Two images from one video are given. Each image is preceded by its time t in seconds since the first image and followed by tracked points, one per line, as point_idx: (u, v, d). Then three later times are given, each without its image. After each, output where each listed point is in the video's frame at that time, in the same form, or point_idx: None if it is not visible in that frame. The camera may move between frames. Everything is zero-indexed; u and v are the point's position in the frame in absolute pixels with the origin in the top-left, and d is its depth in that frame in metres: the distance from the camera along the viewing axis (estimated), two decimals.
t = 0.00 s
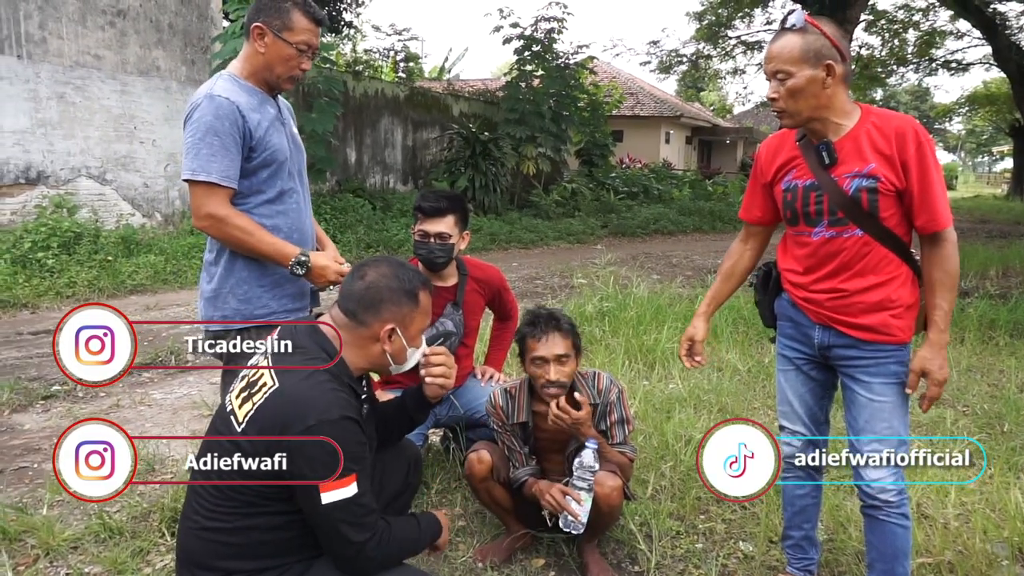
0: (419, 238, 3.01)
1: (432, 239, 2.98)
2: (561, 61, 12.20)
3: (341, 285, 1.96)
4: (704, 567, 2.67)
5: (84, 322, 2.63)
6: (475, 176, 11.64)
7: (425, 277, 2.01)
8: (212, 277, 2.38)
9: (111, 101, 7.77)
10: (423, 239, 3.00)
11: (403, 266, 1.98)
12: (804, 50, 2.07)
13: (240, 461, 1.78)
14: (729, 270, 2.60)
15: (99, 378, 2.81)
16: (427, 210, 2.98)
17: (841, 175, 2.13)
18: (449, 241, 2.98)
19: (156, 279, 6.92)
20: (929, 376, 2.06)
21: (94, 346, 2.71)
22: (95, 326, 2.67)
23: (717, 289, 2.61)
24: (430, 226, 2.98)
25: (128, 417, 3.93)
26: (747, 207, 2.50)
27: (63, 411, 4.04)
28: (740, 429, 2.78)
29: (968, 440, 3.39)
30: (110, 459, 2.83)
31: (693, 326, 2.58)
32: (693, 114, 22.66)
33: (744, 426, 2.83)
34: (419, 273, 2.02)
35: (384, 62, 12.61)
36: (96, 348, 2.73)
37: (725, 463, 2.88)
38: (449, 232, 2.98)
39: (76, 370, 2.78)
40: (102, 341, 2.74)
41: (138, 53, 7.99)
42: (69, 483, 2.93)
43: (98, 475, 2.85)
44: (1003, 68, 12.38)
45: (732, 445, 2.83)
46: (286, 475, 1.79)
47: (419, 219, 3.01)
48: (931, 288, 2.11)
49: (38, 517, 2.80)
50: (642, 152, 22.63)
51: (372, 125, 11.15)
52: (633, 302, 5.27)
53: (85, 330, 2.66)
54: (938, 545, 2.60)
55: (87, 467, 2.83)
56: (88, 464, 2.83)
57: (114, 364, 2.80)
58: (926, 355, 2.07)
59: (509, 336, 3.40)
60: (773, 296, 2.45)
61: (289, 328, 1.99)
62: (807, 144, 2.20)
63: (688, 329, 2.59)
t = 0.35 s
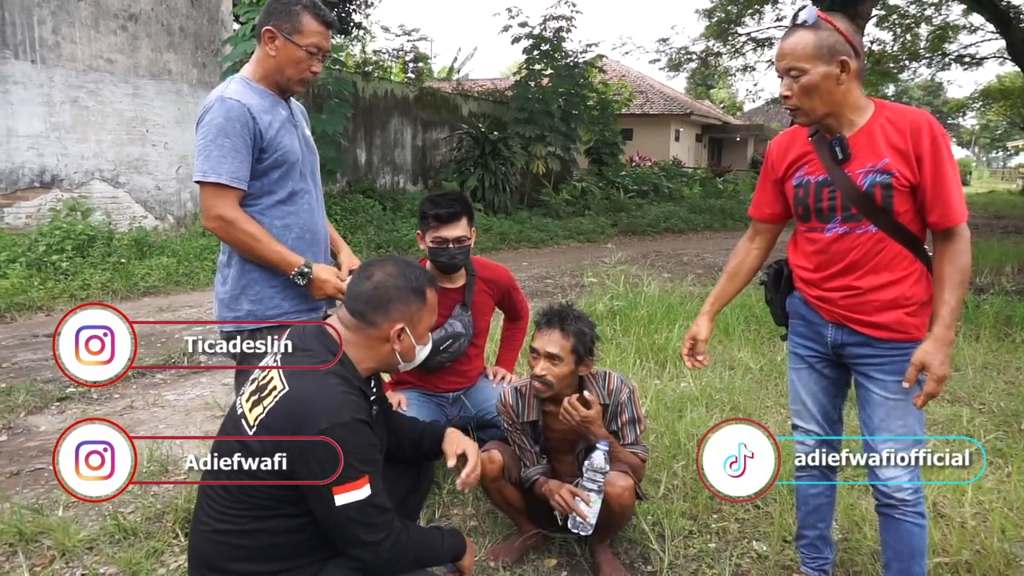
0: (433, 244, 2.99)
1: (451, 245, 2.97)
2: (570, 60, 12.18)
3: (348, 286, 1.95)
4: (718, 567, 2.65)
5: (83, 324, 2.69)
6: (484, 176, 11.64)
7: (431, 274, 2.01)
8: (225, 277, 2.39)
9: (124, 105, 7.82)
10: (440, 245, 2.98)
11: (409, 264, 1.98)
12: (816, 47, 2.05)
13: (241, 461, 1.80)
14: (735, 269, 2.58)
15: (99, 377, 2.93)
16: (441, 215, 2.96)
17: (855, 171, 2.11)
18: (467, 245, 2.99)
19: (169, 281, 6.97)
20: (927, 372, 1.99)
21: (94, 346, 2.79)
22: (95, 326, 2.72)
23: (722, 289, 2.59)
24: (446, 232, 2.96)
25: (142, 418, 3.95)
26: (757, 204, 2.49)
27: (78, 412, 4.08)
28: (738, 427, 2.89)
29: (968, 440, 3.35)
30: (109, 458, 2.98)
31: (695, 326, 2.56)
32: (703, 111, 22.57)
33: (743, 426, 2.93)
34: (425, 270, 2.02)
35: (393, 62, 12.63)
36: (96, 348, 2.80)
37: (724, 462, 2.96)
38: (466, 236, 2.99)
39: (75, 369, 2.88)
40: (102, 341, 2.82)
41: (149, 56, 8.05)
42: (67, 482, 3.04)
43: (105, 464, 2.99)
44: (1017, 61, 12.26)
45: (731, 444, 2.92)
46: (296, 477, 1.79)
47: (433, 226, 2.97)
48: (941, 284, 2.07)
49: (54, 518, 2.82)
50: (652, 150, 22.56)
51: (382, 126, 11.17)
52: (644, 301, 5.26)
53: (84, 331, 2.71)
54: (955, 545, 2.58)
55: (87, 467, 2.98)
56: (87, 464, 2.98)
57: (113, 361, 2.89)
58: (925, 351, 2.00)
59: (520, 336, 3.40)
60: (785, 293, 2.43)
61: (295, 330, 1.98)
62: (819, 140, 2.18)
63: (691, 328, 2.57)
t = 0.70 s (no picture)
0: (426, 239, 2.99)
1: (441, 240, 2.97)
2: (567, 56, 12.16)
3: (334, 273, 1.90)
4: (720, 560, 2.65)
5: (83, 324, 2.70)
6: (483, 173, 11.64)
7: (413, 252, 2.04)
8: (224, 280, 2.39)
9: (121, 108, 7.82)
10: (432, 240, 2.98)
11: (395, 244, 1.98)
12: (807, 44, 2.04)
13: (241, 461, 1.81)
14: (736, 265, 2.58)
15: (99, 376, 2.96)
16: (435, 211, 2.95)
17: (852, 163, 2.10)
18: (458, 242, 2.98)
19: (169, 283, 6.98)
20: (943, 364, 2.04)
21: (94, 346, 2.80)
22: (95, 325, 2.73)
23: (725, 285, 2.59)
24: (437, 226, 2.95)
25: (144, 420, 3.96)
26: (756, 199, 2.48)
27: (81, 415, 4.08)
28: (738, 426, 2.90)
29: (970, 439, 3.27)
30: (109, 458, 2.98)
31: (698, 324, 2.56)
32: (701, 106, 22.54)
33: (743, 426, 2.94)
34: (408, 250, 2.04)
35: (390, 61, 12.61)
36: (96, 348, 2.82)
37: (725, 462, 2.94)
38: (458, 232, 2.97)
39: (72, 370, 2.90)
40: (102, 340, 2.84)
41: (146, 58, 8.04)
42: (67, 483, 3.05)
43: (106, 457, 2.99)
44: (1015, 50, 12.23)
45: (732, 444, 2.91)
46: (299, 473, 1.79)
47: (426, 220, 2.97)
48: (943, 274, 2.07)
49: (58, 521, 2.82)
50: (651, 144, 22.54)
51: (380, 125, 11.16)
52: (644, 295, 5.25)
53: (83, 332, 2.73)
54: (959, 534, 2.58)
55: (87, 467, 2.98)
56: (88, 464, 2.98)
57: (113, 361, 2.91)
58: (940, 343, 2.05)
59: (520, 330, 3.40)
60: (785, 286, 2.43)
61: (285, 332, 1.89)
62: (817, 133, 2.17)
63: (695, 326, 2.57)
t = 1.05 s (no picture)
0: (417, 240, 2.98)
1: (433, 242, 2.96)
2: (561, 53, 12.16)
3: (311, 264, 1.90)
4: (718, 555, 2.66)
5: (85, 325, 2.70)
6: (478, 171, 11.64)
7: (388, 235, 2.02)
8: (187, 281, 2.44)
9: (114, 108, 7.78)
10: (422, 241, 2.97)
11: (368, 228, 1.96)
12: (796, 40, 2.04)
13: (241, 460, 1.80)
14: (731, 260, 2.58)
15: (99, 376, 2.95)
16: (424, 212, 2.93)
17: (844, 157, 2.11)
18: (450, 241, 2.97)
19: (164, 283, 6.97)
20: (928, 357, 2.02)
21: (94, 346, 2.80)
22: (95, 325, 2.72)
23: (720, 280, 2.59)
24: (427, 229, 2.95)
25: (140, 421, 3.95)
26: (750, 194, 2.49)
27: (76, 417, 4.07)
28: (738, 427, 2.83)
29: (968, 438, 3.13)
30: (109, 458, 2.95)
31: (692, 321, 2.56)
32: (696, 101, 22.54)
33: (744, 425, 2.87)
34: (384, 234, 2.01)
35: (384, 59, 12.58)
36: (96, 348, 2.81)
37: (724, 462, 2.89)
38: (448, 233, 2.96)
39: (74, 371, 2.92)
40: (102, 341, 2.83)
41: (139, 58, 8.01)
42: (67, 483, 3.04)
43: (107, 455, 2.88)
44: (1008, 43, 12.25)
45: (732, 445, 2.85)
46: (312, 460, 1.81)
47: (417, 222, 2.96)
48: (933, 267, 2.06)
49: (54, 522, 2.82)
50: (646, 141, 22.56)
51: (374, 123, 11.13)
52: (640, 292, 5.25)
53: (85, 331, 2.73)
54: (954, 526, 2.59)
55: (87, 468, 2.96)
56: (87, 464, 2.95)
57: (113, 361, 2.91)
58: (926, 337, 2.03)
59: (515, 327, 3.37)
60: (779, 280, 2.43)
61: (268, 321, 1.91)
62: (808, 128, 2.18)
63: (690, 321, 2.56)
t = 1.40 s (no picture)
0: (416, 246, 2.97)
1: (433, 246, 2.96)
2: (554, 55, 12.19)
3: (307, 269, 1.91)
4: (715, 555, 2.66)
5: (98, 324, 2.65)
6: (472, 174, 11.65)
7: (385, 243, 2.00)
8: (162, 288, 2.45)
9: (107, 114, 7.77)
10: (422, 246, 2.97)
11: (365, 236, 1.95)
12: (804, 31, 2.04)
13: (236, 466, 1.80)
14: (727, 261, 2.58)
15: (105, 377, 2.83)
16: (424, 218, 2.92)
17: (835, 154, 2.12)
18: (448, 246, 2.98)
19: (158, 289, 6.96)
20: (915, 356, 2.02)
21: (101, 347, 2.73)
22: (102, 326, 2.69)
23: (718, 283, 2.58)
24: (427, 234, 2.94)
25: (135, 428, 3.94)
26: (743, 195, 2.49)
27: (70, 425, 4.06)
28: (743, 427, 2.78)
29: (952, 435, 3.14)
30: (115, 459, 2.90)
31: (693, 324, 2.55)
32: (689, 102, 22.59)
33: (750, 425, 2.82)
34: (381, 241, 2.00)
35: (377, 63, 12.58)
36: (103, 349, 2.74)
37: (730, 463, 2.86)
38: (448, 237, 2.97)
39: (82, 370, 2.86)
40: (108, 341, 2.74)
41: (131, 64, 8.00)
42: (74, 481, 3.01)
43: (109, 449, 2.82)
44: (999, 42, 12.30)
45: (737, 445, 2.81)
46: (306, 464, 1.80)
47: (415, 228, 2.94)
48: (924, 266, 2.07)
49: (48, 531, 2.81)
50: (640, 142, 22.60)
51: (368, 127, 11.13)
52: (635, 293, 5.26)
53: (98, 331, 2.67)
54: (950, 523, 2.60)
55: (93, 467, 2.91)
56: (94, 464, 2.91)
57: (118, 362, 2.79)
58: (913, 335, 2.03)
59: (506, 328, 3.39)
60: (770, 281, 2.43)
61: (262, 328, 1.89)
62: (800, 127, 2.19)
63: (691, 325, 2.56)
